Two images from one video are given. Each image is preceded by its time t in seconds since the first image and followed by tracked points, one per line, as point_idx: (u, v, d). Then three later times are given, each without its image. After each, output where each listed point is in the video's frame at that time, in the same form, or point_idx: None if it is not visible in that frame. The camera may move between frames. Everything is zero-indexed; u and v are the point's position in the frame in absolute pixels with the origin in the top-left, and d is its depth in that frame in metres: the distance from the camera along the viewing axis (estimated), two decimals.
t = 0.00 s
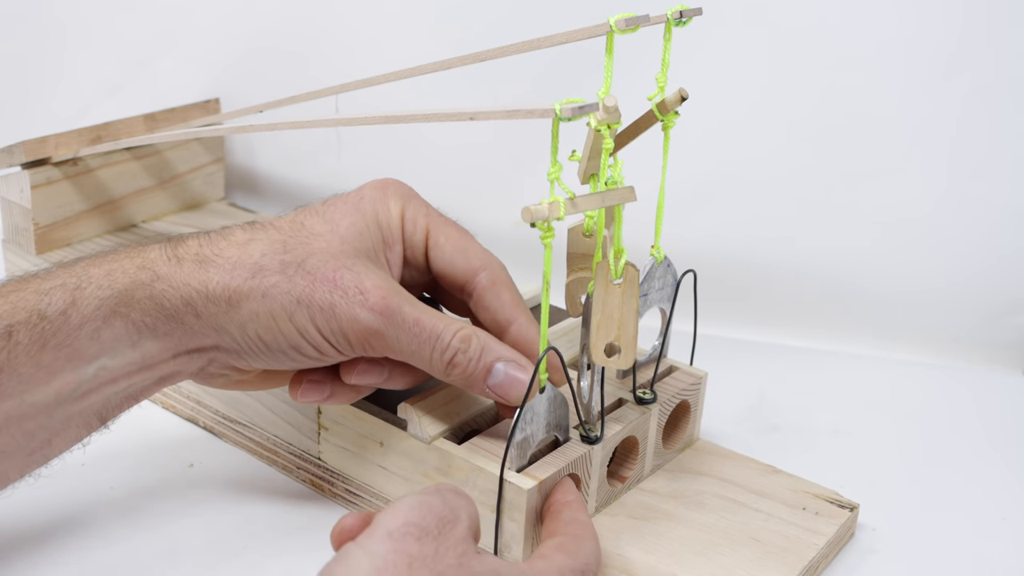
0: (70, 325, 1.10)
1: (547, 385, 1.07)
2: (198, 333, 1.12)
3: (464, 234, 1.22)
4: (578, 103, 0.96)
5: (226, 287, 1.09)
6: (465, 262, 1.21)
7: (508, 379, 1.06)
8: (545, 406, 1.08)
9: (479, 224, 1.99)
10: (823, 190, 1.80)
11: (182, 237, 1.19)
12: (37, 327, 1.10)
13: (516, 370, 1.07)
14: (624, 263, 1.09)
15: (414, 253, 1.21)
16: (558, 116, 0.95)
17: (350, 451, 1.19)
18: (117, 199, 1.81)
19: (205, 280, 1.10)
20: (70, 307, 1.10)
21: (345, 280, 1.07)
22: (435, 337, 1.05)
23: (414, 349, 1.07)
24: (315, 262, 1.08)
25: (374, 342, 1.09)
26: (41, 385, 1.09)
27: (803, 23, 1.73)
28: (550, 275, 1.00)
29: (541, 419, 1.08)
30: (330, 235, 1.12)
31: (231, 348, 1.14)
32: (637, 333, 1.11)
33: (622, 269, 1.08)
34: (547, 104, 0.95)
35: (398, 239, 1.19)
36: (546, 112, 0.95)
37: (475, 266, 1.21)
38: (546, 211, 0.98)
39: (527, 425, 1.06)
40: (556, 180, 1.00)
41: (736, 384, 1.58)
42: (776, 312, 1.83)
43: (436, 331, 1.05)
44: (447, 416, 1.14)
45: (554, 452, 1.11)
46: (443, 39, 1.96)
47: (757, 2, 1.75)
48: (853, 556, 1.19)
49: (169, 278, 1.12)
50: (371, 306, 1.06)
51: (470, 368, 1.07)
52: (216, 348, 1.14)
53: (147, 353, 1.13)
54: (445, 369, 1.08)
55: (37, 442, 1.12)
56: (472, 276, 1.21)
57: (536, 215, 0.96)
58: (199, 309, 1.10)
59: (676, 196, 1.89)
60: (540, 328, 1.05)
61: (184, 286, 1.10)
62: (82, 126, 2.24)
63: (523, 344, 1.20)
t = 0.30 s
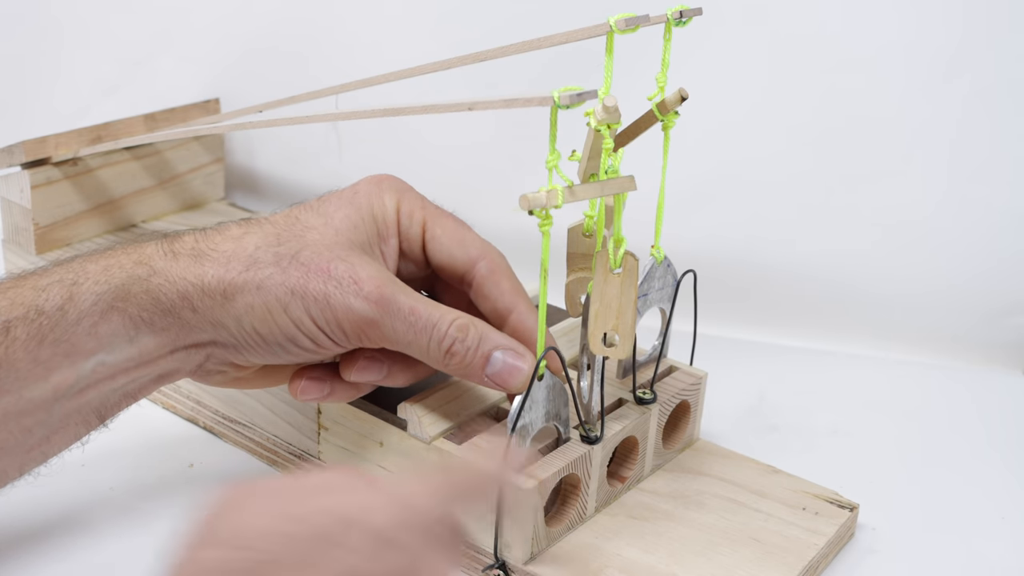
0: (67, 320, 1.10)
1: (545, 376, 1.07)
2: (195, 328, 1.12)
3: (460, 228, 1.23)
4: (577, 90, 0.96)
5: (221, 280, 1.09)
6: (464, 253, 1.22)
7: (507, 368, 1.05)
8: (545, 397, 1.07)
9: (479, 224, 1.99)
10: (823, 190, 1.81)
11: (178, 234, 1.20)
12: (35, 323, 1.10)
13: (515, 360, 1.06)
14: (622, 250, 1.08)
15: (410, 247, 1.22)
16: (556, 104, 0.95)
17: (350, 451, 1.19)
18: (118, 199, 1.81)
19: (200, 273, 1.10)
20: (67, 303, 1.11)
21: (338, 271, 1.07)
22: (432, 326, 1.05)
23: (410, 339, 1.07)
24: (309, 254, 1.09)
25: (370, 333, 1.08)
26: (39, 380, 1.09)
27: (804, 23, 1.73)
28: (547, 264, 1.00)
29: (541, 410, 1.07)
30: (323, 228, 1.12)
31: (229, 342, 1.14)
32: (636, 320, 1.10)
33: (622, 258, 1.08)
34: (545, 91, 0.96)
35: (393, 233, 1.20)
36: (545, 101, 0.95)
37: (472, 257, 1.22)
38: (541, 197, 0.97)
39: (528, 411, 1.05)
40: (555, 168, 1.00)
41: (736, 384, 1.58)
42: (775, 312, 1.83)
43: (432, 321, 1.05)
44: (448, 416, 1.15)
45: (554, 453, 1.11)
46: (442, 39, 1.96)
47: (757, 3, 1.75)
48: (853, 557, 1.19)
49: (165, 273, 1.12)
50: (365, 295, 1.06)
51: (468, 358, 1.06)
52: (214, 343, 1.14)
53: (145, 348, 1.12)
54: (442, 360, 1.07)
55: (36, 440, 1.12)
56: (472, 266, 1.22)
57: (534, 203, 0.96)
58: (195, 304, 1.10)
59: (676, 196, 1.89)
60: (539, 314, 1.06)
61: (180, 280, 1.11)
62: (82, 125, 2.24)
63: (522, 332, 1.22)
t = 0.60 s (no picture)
0: (66, 322, 1.08)
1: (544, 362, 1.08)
2: (195, 328, 1.12)
3: (462, 203, 1.22)
4: (572, 55, 0.97)
5: (215, 278, 1.08)
6: (468, 224, 1.21)
7: (512, 337, 1.04)
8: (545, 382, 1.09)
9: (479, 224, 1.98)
10: (824, 190, 1.81)
11: (175, 234, 1.19)
12: (34, 325, 1.08)
13: (519, 333, 1.04)
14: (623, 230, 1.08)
15: (412, 226, 1.21)
16: (552, 68, 0.97)
17: (350, 451, 1.20)
18: (118, 199, 1.81)
19: (195, 273, 1.09)
20: (66, 305, 1.09)
21: (330, 259, 1.05)
22: (433, 306, 1.02)
23: (414, 321, 1.04)
24: (301, 245, 1.07)
25: (371, 317, 1.06)
26: (37, 383, 1.08)
27: (804, 22, 1.73)
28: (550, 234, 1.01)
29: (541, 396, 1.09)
30: (316, 216, 1.10)
31: (229, 339, 1.13)
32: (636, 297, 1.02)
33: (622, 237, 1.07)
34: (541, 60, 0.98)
35: (390, 213, 1.18)
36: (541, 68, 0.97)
37: (475, 232, 1.21)
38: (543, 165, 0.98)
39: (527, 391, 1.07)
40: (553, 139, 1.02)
41: (736, 384, 1.58)
42: (776, 312, 1.83)
43: (434, 303, 1.02)
44: (448, 416, 1.14)
45: (554, 453, 1.11)
46: (443, 39, 1.96)
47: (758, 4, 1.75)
48: (853, 556, 1.19)
49: (161, 273, 1.11)
50: (359, 280, 1.04)
51: (475, 334, 1.03)
52: (215, 342, 1.14)
53: (146, 348, 1.12)
54: (447, 341, 1.05)
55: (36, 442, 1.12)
56: (479, 236, 1.21)
57: (534, 171, 0.97)
58: (193, 304, 1.10)
59: (676, 197, 1.89)
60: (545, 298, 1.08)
61: (176, 280, 1.10)
62: (82, 125, 2.24)
63: (528, 300, 1.20)
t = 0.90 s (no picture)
0: (65, 320, 1.07)
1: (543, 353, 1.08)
2: (193, 324, 1.11)
3: (458, 196, 1.21)
4: (571, 49, 0.95)
5: (211, 273, 1.08)
6: (465, 218, 1.21)
7: (509, 329, 1.05)
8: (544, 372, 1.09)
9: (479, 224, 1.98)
10: (824, 190, 1.81)
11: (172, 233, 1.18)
12: (33, 322, 1.07)
13: (515, 326, 1.05)
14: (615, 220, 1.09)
15: (407, 223, 1.22)
16: (551, 63, 0.94)
17: (350, 451, 1.20)
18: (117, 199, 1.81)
19: (192, 268, 1.09)
20: (65, 302, 1.08)
21: (324, 250, 1.05)
22: (427, 297, 1.02)
23: (408, 314, 1.04)
24: (295, 237, 1.07)
25: (367, 309, 1.06)
26: (37, 380, 1.06)
27: (805, 22, 1.73)
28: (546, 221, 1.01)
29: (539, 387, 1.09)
30: (311, 211, 1.10)
31: (228, 335, 1.13)
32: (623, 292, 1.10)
33: (613, 228, 1.08)
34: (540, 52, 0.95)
35: (386, 210, 1.19)
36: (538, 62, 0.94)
37: (470, 224, 1.21)
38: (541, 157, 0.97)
39: (526, 380, 1.07)
40: (552, 132, 1.02)
41: (736, 384, 1.58)
42: (776, 312, 1.83)
43: (430, 294, 1.02)
44: (448, 416, 1.14)
45: (554, 453, 1.11)
46: (443, 38, 1.95)
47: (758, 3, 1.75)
48: (853, 557, 1.18)
49: (159, 269, 1.10)
50: (354, 271, 1.04)
51: (470, 326, 1.04)
52: (213, 338, 1.13)
53: (145, 346, 1.10)
54: (443, 332, 1.05)
55: (35, 443, 1.09)
56: (474, 231, 1.21)
57: (532, 163, 0.96)
58: (191, 300, 1.09)
59: (676, 197, 1.89)
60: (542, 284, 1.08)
61: (174, 275, 1.09)
62: (82, 126, 2.24)
63: (523, 295, 1.20)
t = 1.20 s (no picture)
0: (61, 308, 1.07)
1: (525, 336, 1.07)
2: (187, 311, 1.11)
3: (448, 181, 1.22)
4: (568, 36, 0.97)
5: (203, 256, 1.09)
6: (454, 203, 1.21)
7: (495, 307, 1.07)
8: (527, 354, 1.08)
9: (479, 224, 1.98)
10: (824, 190, 1.81)
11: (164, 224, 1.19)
12: (29, 312, 1.06)
13: (501, 304, 1.07)
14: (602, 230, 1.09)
15: (398, 213, 1.22)
16: (546, 49, 0.97)
17: (350, 451, 1.19)
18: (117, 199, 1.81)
19: (184, 252, 1.09)
20: (61, 290, 1.08)
21: (313, 229, 1.07)
22: (415, 274, 1.03)
23: (396, 291, 1.05)
24: (285, 219, 1.09)
25: (356, 285, 1.06)
26: (34, 369, 1.05)
27: (805, 22, 1.73)
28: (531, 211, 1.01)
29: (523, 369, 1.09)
30: (301, 196, 1.12)
31: (222, 321, 1.12)
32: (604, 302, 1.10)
33: (597, 241, 1.08)
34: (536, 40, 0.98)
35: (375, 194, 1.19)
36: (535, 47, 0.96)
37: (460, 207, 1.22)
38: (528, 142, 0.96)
39: (506, 361, 1.07)
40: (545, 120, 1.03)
41: (736, 384, 1.58)
42: (776, 312, 1.83)
43: (418, 270, 1.03)
44: (448, 415, 1.14)
45: (555, 453, 1.11)
46: (443, 38, 1.95)
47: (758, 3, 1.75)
48: (853, 557, 1.19)
49: (152, 256, 1.10)
50: (343, 247, 1.05)
51: (458, 303, 1.05)
52: (207, 325, 1.13)
53: (139, 333, 1.10)
54: (431, 309, 1.07)
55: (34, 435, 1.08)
56: (464, 215, 1.22)
57: (521, 141, 0.95)
58: (183, 283, 1.09)
59: (676, 197, 1.88)
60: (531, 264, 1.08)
61: (167, 260, 1.10)
62: (82, 125, 2.24)
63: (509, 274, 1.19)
